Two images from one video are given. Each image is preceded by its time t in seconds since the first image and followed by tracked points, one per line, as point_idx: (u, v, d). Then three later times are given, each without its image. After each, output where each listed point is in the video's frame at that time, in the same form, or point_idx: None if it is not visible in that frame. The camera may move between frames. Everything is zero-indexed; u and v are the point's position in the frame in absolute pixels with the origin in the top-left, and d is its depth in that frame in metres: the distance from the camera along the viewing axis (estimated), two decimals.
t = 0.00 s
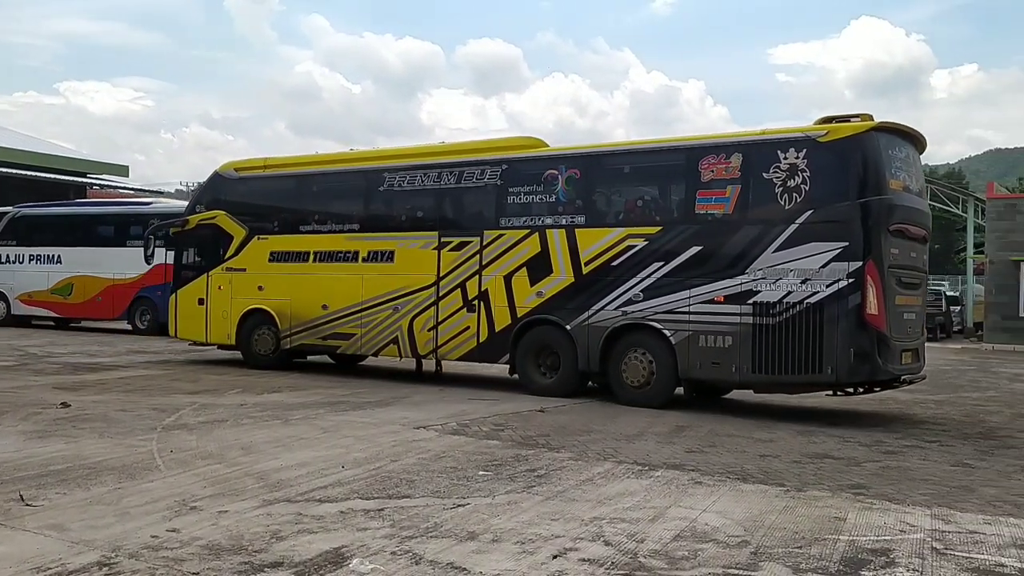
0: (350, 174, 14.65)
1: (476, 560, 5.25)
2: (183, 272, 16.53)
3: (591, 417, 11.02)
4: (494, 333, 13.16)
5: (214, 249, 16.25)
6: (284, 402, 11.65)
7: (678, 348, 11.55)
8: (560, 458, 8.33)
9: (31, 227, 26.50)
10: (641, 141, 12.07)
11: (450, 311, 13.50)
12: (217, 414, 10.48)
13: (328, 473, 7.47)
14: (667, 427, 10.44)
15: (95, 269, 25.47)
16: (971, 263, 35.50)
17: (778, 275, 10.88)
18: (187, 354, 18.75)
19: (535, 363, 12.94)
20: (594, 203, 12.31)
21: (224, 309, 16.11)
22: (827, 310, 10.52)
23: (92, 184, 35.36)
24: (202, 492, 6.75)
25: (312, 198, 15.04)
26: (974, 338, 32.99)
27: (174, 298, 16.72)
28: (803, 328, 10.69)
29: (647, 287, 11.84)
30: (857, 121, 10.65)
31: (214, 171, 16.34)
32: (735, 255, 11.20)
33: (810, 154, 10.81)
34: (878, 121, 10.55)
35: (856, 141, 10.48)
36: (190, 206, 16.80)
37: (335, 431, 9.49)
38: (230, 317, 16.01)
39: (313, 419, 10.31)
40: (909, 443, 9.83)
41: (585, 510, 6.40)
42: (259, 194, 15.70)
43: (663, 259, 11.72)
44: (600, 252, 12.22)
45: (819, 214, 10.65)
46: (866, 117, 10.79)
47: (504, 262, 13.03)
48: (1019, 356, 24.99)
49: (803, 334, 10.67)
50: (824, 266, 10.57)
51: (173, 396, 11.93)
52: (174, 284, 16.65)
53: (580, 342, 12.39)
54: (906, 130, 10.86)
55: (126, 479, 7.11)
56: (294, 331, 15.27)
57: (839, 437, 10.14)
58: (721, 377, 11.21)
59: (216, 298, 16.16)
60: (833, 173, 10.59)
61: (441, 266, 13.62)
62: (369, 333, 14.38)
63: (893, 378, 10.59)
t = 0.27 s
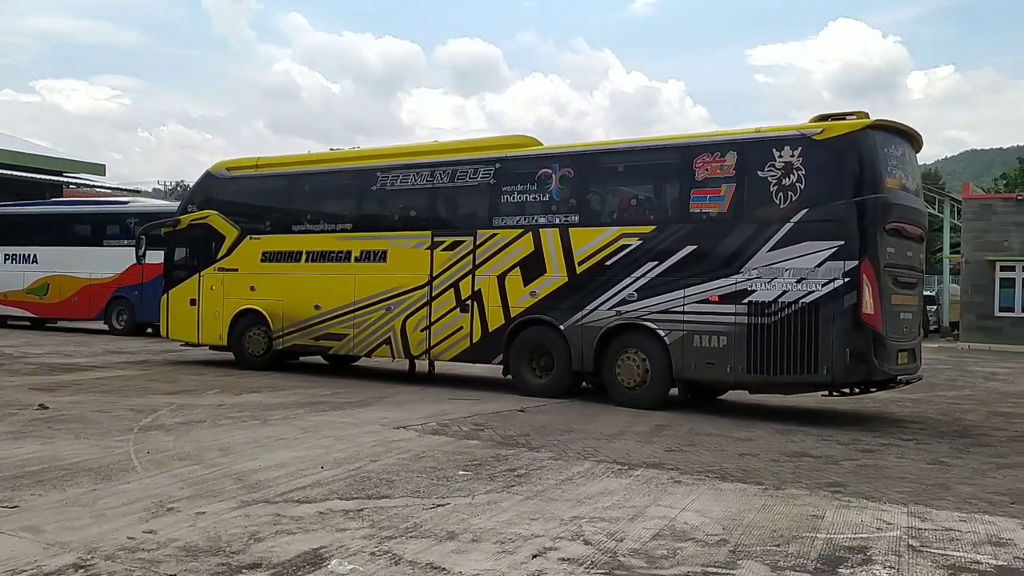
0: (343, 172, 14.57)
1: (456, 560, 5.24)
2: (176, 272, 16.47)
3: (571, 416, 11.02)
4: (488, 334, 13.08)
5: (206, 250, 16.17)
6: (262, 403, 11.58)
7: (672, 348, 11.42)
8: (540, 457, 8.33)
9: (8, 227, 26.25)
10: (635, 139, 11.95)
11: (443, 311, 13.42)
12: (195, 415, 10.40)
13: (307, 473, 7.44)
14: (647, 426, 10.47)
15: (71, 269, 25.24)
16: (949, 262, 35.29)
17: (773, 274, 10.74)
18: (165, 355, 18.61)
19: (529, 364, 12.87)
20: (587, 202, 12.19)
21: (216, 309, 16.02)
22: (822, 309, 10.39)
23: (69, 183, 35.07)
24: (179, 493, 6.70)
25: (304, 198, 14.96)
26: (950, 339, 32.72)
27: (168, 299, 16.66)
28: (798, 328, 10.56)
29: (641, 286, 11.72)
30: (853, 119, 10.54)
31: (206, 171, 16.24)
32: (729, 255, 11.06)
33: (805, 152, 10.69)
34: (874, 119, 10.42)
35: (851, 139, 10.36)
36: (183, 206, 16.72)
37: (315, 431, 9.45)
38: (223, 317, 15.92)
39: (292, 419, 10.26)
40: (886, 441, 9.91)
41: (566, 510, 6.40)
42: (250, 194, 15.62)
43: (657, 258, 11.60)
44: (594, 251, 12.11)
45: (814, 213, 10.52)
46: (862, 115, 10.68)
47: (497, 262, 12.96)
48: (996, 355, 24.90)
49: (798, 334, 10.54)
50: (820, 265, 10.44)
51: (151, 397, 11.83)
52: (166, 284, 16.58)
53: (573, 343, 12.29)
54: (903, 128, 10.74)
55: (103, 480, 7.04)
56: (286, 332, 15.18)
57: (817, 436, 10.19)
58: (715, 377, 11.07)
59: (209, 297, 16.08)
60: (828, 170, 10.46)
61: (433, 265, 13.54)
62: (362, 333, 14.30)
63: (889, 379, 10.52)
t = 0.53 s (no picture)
0: (337, 172, 14.52)
1: (436, 560, 5.23)
2: (170, 273, 16.38)
3: (553, 416, 11.04)
4: (482, 334, 13.02)
5: (199, 250, 16.07)
6: (242, 403, 11.52)
7: (668, 349, 11.41)
8: (522, 457, 8.33)
9: None
10: (631, 138, 11.91)
11: (438, 312, 13.35)
12: (174, 416, 10.32)
13: (287, 474, 7.40)
14: (628, 425, 10.50)
15: (48, 269, 25.00)
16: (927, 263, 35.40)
17: (770, 274, 10.73)
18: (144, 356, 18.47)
19: (524, 365, 12.82)
20: (583, 201, 12.15)
21: (209, 310, 15.93)
22: (820, 310, 10.39)
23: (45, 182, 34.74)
24: (157, 494, 6.64)
25: (296, 198, 14.89)
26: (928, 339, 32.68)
27: (160, 300, 16.55)
28: (796, 329, 10.55)
29: (636, 286, 11.69)
30: (850, 117, 10.51)
31: (200, 170, 16.19)
32: (726, 254, 11.05)
33: (802, 150, 10.68)
34: (871, 117, 10.39)
35: (848, 137, 10.34)
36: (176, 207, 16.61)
37: (295, 432, 9.41)
38: (216, 318, 15.83)
39: (272, 420, 10.21)
40: (865, 440, 9.98)
41: (547, 510, 6.41)
42: (242, 194, 15.56)
43: (653, 258, 11.58)
44: (590, 251, 12.06)
45: (811, 212, 10.51)
46: (860, 113, 10.65)
47: (492, 262, 12.91)
48: (972, 356, 25.09)
49: (796, 335, 10.54)
50: (817, 265, 10.43)
51: (130, 398, 11.73)
52: (160, 286, 16.49)
53: (569, 344, 12.25)
54: (900, 126, 10.71)
55: (80, 482, 6.97)
56: (279, 333, 15.10)
57: (796, 435, 10.27)
58: (711, 378, 11.06)
59: (202, 298, 15.98)
60: (825, 169, 10.45)
61: (428, 266, 13.47)
62: (356, 334, 14.22)
63: (887, 380, 10.48)
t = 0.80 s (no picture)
0: (332, 171, 14.42)
1: (418, 561, 5.22)
2: (164, 273, 16.29)
3: (535, 416, 11.04)
4: (478, 335, 12.91)
5: (194, 250, 15.97)
6: (223, 404, 11.45)
7: (665, 350, 11.24)
8: (504, 457, 8.34)
9: None
10: (627, 137, 11.76)
11: (433, 312, 13.26)
12: (153, 417, 10.25)
13: (268, 475, 7.36)
14: (609, 425, 10.52)
15: (28, 268, 24.78)
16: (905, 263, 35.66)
17: (768, 275, 10.57)
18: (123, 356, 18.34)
19: (519, 366, 12.67)
20: (579, 201, 12.00)
21: (203, 310, 15.84)
22: (818, 311, 10.23)
23: (23, 180, 34.45)
24: (136, 496, 6.59)
25: (292, 197, 14.80)
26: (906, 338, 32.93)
27: (154, 300, 16.47)
28: (794, 329, 10.39)
29: (633, 287, 11.55)
30: (850, 116, 10.33)
31: (193, 169, 16.07)
32: (723, 254, 10.89)
33: (801, 149, 10.51)
34: (871, 116, 10.21)
35: (847, 136, 10.17)
36: (171, 207, 16.51)
37: (276, 433, 9.38)
38: (210, 318, 15.74)
39: (253, 421, 10.17)
40: (845, 439, 10.03)
41: (528, 510, 6.41)
42: (236, 193, 15.46)
43: (650, 258, 11.42)
44: (586, 250, 11.92)
45: (810, 212, 10.35)
46: (860, 112, 10.47)
47: (487, 261, 12.79)
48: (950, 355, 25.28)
49: (794, 336, 10.38)
50: (816, 266, 10.27)
51: (109, 398, 11.63)
52: (154, 286, 16.41)
53: (565, 344, 12.10)
54: (900, 125, 10.53)
55: (58, 483, 6.91)
56: (274, 333, 15.02)
57: (777, 434, 10.31)
58: (708, 379, 10.91)
59: (196, 297, 15.89)
60: (823, 168, 10.29)
61: (423, 265, 13.38)
62: (350, 335, 14.13)
63: (887, 381, 10.32)
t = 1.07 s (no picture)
0: (322, 171, 14.34)
1: (394, 561, 5.20)
2: (152, 273, 16.16)
3: (512, 416, 11.03)
4: (468, 336, 12.83)
5: (182, 250, 15.84)
6: (198, 405, 11.36)
7: (658, 351, 11.21)
8: (480, 457, 8.33)
9: None
10: (621, 137, 11.72)
11: (424, 312, 13.17)
12: (127, 417, 10.15)
13: (244, 476, 7.31)
14: (586, 424, 10.53)
15: None
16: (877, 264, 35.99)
17: (762, 275, 10.55)
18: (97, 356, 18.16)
19: (510, 367, 12.59)
20: (572, 201, 11.95)
21: (191, 310, 15.71)
22: (813, 312, 10.20)
23: None
24: (110, 498, 6.52)
25: (281, 196, 14.71)
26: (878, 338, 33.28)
27: (142, 300, 16.34)
28: (788, 331, 10.37)
29: (626, 288, 11.50)
30: (845, 116, 10.33)
31: (182, 168, 15.96)
32: (716, 255, 10.85)
33: (795, 149, 10.48)
34: (866, 116, 10.22)
35: (842, 136, 10.16)
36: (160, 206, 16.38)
37: (251, 434, 9.31)
38: (198, 318, 15.62)
39: (228, 421, 10.10)
40: (820, 438, 10.10)
41: (506, 509, 6.40)
42: (226, 193, 15.37)
43: (643, 259, 11.38)
44: (579, 250, 11.85)
45: (804, 212, 10.32)
46: (854, 111, 10.47)
47: (479, 262, 12.71)
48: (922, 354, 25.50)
49: (788, 338, 10.35)
50: (810, 266, 10.24)
51: (82, 399, 11.50)
52: (143, 286, 16.27)
53: (557, 345, 12.04)
54: (894, 125, 10.55)
55: (30, 485, 6.82)
56: (263, 334, 14.91)
57: (753, 433, 10.36)
58: (702, 381, 10.88)
59: (184, 298, 15.76)
60: (818, 168, 10.27)
61: (414, 265, 13.30)
62: (341, 335, 14.04)
63: (881, 384, 10.30)
